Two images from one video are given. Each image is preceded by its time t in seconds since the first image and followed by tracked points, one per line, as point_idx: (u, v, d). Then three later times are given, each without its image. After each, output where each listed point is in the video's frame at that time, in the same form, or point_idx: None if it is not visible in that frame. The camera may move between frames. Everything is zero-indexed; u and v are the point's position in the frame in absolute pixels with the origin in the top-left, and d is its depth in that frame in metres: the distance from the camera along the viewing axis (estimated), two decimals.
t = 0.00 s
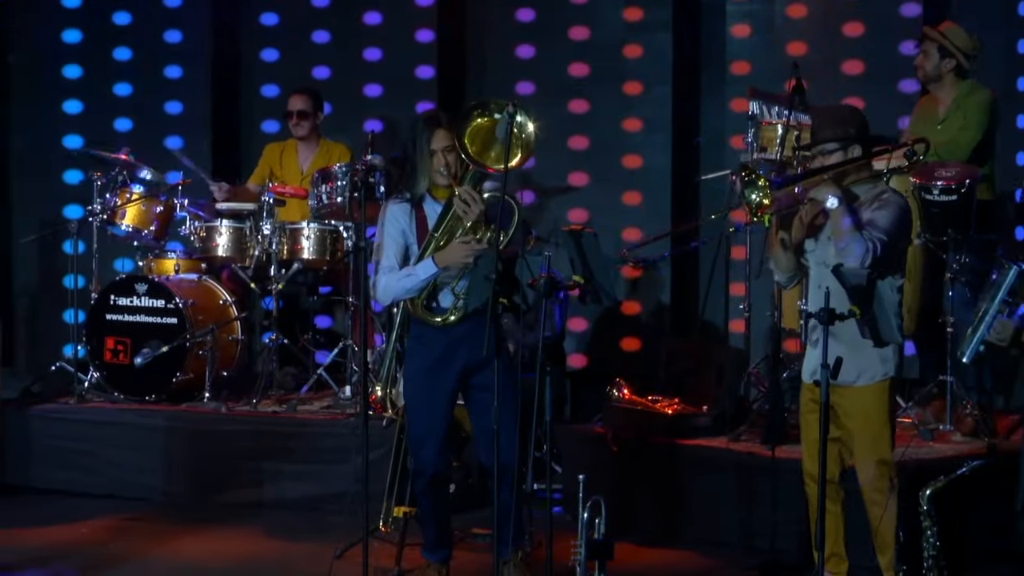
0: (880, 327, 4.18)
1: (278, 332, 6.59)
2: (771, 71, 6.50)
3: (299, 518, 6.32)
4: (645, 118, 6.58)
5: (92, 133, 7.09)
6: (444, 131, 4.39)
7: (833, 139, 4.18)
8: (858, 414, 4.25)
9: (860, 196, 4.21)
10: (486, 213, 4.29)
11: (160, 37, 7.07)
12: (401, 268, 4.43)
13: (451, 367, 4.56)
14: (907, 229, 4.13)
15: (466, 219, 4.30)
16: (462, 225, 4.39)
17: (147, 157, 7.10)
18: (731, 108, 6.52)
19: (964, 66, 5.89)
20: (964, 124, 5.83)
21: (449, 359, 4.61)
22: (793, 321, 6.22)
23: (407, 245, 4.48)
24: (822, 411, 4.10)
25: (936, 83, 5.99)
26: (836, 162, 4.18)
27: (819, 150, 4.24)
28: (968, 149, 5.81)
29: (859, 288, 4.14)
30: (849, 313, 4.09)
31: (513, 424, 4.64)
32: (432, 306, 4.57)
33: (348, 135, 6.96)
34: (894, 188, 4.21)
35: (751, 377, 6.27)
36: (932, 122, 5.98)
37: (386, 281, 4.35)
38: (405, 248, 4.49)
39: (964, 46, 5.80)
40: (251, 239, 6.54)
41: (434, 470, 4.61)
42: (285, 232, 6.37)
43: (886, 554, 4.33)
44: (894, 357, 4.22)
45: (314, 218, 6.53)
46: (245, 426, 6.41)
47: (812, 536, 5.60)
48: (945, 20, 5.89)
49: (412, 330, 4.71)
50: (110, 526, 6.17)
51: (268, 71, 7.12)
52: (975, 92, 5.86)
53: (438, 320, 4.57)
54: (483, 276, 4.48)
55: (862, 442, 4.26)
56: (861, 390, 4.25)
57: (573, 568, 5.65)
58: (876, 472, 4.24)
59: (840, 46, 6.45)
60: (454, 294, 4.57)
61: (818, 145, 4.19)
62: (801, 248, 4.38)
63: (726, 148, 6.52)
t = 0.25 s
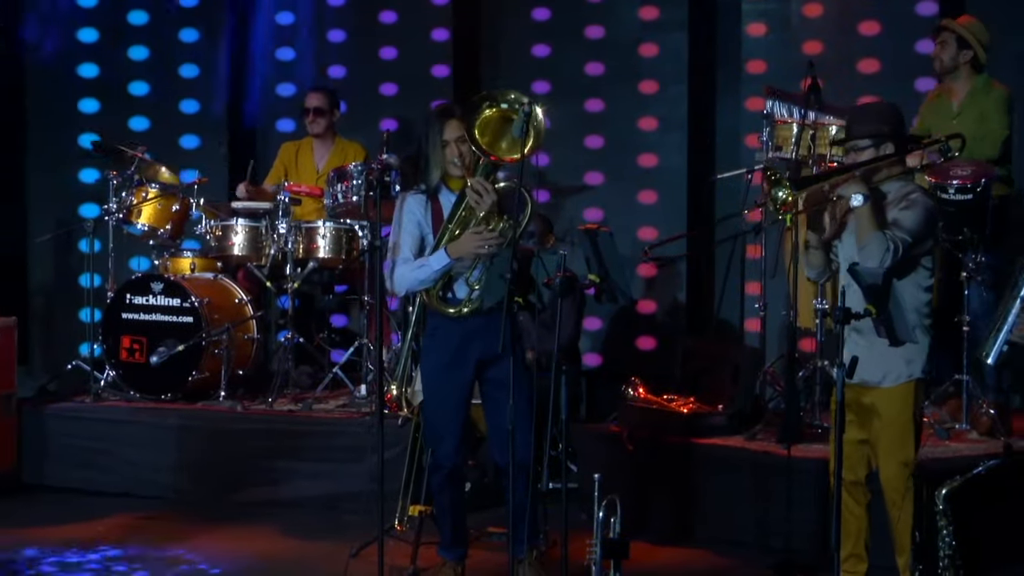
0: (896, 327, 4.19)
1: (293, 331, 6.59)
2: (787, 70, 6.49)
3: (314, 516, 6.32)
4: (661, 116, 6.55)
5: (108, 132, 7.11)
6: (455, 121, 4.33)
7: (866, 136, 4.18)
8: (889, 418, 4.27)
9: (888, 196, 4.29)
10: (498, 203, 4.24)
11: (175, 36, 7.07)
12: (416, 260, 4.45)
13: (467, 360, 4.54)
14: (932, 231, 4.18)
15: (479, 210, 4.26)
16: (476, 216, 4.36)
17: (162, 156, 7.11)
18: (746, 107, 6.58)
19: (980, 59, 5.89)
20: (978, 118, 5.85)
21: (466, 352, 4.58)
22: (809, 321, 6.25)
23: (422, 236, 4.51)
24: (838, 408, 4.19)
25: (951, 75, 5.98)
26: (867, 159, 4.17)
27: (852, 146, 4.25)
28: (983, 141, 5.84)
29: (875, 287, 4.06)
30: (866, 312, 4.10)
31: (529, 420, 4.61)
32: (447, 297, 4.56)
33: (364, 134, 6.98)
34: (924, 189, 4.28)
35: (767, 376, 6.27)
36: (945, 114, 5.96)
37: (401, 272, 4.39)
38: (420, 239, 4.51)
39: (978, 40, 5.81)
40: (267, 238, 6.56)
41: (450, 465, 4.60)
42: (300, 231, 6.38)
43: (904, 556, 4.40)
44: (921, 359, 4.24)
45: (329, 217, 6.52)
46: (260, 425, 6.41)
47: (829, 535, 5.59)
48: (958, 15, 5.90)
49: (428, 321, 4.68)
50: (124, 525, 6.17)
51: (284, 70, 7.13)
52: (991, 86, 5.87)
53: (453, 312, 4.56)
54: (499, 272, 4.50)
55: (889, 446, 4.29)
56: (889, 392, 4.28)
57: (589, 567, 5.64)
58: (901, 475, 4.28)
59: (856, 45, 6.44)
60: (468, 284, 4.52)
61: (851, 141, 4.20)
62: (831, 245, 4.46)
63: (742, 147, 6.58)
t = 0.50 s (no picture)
0: (910, 326, 4.17)
1: (306, 330, 6.59)
2: (801, 69, 6.48)
3: (327, 515, 6.32)
4: (675, 116, 6.55)
5: (122, 132, 7.13)
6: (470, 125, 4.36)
7: (892, 138, 4.17)
8: (908, 418, 4.28)
9: (912, 197, 4.28)
10: (510, 208, 4.27)
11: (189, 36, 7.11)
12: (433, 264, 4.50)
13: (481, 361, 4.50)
14: (954, 235, 4.18)
15: (491, 214, 4.30)
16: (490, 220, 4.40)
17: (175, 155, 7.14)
18: (759, 107, 6.53)
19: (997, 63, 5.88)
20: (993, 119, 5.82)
21: (482, 353, 4.55)
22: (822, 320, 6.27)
23: (439, 240, 4.54)
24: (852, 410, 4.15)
25: (965, 79, 5.96)
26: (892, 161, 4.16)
27: (878, 146, 4.25)
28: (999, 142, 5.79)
29: (889, 286, 4.04)
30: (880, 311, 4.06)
31: (543, 422, 4.58)
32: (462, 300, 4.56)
33: (378, 134, 6.98)
34: (948, 192, 4.25)
35: (780, 375, 6.26)
36: (960, 119, 5.97)
37: (416, 276, 4.47)
38: (437, 243, 4.55)
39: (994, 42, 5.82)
40: (280, 237, 6.56)
41: (463, 465, 4.59)
42: (313, 230, 6.38)
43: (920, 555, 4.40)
44: (942, 362, 4.21)
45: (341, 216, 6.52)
46: (273, 424, 6.41)
47: (841, 535, 5.58)
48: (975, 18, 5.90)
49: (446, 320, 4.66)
50: (138, 524, 6.17)
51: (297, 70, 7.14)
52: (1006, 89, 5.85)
53: (464, 315, 4.53)
54: (512, 273, 4.43)
55: (905, 447, 4.31)
56: (910, 394, 4.27)
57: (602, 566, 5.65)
58: (916, 476, 4.31)
59: (869, 45, 6.43)
60: (481, 289, 4.49)
61: (876, 142, 4.20)
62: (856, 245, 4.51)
63: (755, 146, 6.55)
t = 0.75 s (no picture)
0: (926, 327, 4.18)
1: (322, 330, 6.60)
2: (816, 69, 6.48)
3: (342, 515, 6.32)
4: (691, 116, 6.55)
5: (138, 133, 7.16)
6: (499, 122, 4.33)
7: (916, 139, 4.17)
8: (932, 422, 4.25)
9: (937, 198, 4.24)
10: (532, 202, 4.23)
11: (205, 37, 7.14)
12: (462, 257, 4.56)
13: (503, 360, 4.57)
14: (976, 238, 4.17)
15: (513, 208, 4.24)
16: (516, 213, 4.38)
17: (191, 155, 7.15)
18: (774, 106, 6.54)
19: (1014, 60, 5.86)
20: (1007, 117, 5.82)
21: (506, 352, 4.62)
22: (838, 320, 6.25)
23: (470, 234, 4.57)
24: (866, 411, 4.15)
25: (982, 76, 5.94)
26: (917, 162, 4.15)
27: (903, 147, 4.25)
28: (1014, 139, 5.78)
29: (905, 286, 4.01)
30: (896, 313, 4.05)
31: (561, 423, 4.60)
32: (487, 294, 4.61)
33: (393, 134, 7.00)
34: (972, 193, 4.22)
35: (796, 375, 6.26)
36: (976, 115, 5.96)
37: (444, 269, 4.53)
38: (469, 238, 4.58)
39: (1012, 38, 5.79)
40: (295, 237, 6.56)
41: (482, 462, 4.66)
42: (329, 230, 6.39)
43: (939, 556, 4.38)
44: (964, 365, 4.20)
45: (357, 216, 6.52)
46: (288, 423, 6.41)
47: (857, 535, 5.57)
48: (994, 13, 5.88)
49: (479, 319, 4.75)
50: (153, 523, 6.19)
51: (313, 70, 7.15)
52: None
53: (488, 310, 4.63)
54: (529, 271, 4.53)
55: (928, 451, 4.28)
56: (929, 396, 4.26)
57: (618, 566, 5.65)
58: (937, 479, 4.28)
59: (885, 45, 6.42)
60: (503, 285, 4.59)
61: (901, 144, 4.20)
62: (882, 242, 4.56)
63: (771, 146, 6.53)
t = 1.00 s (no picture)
0: (941, 327, 4.18)
1: (336, 330, 6.61)
2: (831, 69, 6.46)
3: (357, 514, 6.33)
4: (705, 116, 6.55)
5: (154, 132, 7.19)
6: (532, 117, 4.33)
7: (934, 138, 4.15)
8: (948, 423, 4.24)
9: (954, 198, 4.22)
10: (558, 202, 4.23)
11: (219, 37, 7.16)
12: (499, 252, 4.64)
13: (525, 359, 4.67)
14: (992, 238, 4.15)
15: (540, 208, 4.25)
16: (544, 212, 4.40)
17: (206, 154, 7.20)
18: (789, 106, 6.51)
19: None
20: None
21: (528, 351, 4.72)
22: (852, 319, 6.24)
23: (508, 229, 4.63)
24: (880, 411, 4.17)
25: (1005, 78, 5.93)
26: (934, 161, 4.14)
27: (921, 146, 4.23)
28: None
29: (919, 286, 4.07)
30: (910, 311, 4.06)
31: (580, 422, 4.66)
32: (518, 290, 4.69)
33: (407, 134, 7.02)
34: (989, 193, 4.19)
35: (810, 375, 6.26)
36: (999, 117, 5.96)
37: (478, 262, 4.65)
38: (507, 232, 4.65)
39: None
40: (309, 237, 6.55)
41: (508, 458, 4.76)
42: (343, 230, 6.39)
43: (954, 557, 4.35)
44: (980, 365, 4.17)
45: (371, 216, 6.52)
46: (302, 423, 6.42)
47: (871, 535, 5.57)
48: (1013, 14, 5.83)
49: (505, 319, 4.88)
50: (169, 523, 6.20)
51: (327, 69, 7.17)
52: None
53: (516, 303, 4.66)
54: (542, 272, 4.62)
55: (943, 453, 4.27)
56: (946, 396, 4.25)
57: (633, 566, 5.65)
58: (953, 480, 4.27)
59: (899, 44, 6.42)
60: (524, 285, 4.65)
61: (918, 143, 4.18)
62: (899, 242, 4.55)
63: (785, 146, 6.50)
